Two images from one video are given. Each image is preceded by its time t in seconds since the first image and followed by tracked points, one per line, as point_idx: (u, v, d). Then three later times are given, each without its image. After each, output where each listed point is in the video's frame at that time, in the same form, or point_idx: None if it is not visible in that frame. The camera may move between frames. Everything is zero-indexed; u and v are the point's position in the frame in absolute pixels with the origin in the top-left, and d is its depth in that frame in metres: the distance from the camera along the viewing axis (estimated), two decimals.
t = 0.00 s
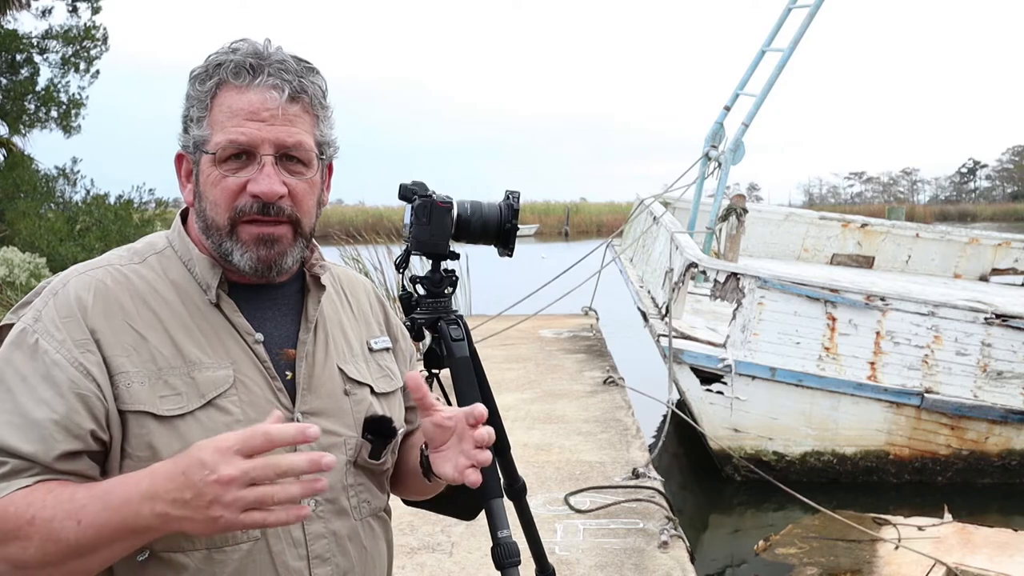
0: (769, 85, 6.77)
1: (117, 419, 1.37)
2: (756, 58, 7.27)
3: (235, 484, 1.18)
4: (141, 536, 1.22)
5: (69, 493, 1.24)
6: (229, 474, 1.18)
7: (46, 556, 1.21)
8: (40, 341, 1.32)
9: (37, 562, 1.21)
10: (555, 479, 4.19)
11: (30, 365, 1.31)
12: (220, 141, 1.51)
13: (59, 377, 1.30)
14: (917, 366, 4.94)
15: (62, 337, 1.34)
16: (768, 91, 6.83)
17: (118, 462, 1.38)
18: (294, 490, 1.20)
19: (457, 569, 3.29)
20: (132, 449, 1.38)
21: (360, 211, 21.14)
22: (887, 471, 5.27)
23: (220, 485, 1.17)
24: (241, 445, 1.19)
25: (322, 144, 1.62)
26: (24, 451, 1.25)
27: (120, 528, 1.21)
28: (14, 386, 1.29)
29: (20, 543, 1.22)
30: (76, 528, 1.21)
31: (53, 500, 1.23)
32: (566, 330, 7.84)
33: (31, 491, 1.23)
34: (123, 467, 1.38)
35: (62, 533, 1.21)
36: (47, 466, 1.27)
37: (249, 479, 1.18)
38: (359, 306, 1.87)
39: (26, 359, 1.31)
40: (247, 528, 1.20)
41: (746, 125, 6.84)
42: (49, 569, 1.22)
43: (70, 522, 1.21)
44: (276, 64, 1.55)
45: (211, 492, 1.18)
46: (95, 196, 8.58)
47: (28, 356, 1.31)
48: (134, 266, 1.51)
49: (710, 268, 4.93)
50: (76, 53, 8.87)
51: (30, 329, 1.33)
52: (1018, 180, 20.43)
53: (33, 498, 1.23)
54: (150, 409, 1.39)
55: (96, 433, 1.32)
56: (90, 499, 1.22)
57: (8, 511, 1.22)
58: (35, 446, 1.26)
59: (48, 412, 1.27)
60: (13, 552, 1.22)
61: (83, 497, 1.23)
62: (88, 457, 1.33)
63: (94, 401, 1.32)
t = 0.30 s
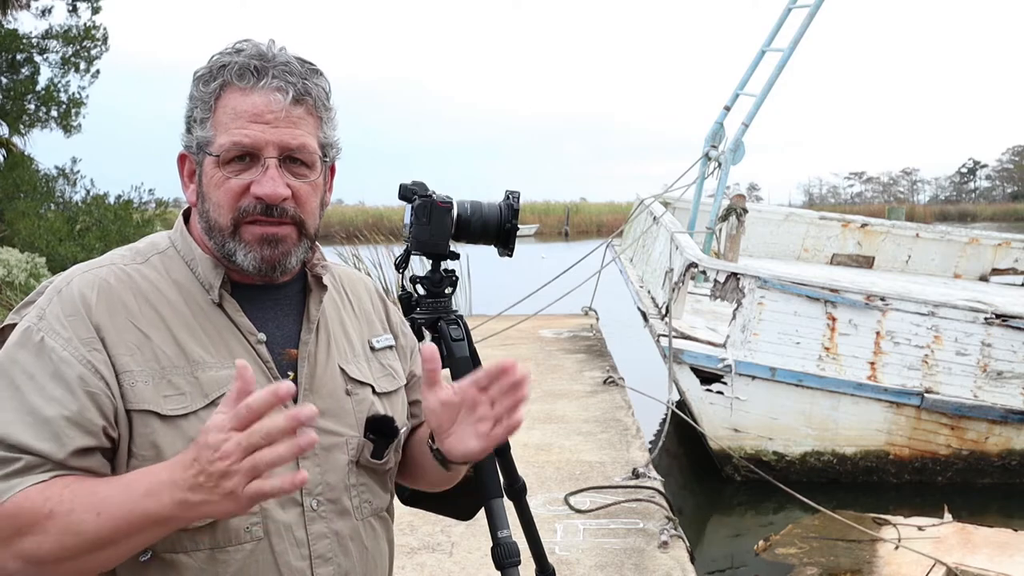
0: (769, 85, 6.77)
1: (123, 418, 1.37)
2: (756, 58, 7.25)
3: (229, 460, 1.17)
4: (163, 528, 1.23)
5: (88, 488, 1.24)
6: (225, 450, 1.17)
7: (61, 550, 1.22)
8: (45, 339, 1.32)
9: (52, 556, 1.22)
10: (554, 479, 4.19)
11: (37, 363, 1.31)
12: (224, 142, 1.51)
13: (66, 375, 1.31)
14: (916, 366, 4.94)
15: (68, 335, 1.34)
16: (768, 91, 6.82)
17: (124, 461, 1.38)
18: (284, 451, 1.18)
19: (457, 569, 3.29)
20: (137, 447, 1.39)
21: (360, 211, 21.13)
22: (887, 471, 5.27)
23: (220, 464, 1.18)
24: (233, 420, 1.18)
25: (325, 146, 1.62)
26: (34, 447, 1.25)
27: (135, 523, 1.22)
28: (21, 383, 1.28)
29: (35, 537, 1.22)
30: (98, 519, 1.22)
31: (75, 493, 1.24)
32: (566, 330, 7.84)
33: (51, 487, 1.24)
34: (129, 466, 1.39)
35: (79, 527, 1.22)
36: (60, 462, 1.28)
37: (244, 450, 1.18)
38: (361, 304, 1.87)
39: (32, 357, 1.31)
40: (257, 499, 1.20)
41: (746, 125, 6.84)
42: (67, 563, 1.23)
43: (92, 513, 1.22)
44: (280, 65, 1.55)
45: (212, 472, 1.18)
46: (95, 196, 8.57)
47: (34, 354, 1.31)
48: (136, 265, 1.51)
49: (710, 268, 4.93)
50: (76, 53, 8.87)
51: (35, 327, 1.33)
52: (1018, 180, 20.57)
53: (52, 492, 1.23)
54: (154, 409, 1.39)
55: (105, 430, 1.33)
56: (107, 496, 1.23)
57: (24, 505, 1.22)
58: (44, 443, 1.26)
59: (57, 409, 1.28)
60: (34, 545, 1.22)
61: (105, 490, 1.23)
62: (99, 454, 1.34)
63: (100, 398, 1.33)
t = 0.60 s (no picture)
0: (769, 85, 6.77)
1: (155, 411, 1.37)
2: (756, 58, 7.24)
3: (346, 444, 1.27)
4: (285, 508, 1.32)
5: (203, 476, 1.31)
6: (339, 436, 1.27)
7: (186, 536, 1.28)
8: (73, 330, 1.34)
9: (173, 543, 1.27)
10: (555, 479, 4.19)
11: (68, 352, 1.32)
12: (214, 140, 1.51)
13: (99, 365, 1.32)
14: (917, 366, 4.94)
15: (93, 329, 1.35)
16: (768, 91, 6.82)
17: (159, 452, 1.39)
18: (391, 434, 1.28)
19: (457, 569, 3.29)
20: (168, 440, 1.39)
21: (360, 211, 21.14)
22: (887, 471, 5.27)
23: (332, 450, 1.28)
24: (340, 407, 1.27)
25: (316, 142, 1.62)
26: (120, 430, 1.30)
27: (260, 503, 1.30)
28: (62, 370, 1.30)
29: (153, 525, 1.27)
30: (224, 504, 1.29)
31: (193, 480, 1.30)
32: (566, 330, 7.84)
33: (161, 478, 1.29)
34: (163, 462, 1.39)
35: (205, 513, 1.29)
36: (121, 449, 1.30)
37: (355, 434, 1.27)
38: (358, 298, 1.86)
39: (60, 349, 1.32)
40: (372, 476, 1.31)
41: (746, 125, 6.83)
42: (185, 547, 1.29)
43: (219, 498, 1.29)
44: (269, 62, 1.55)
45: (330, 456, 1.28)
46: (95, 196, 8.57)
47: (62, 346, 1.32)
48: (138, 266, 1.50)
49: (710, 268, 4.93)
50: (76, 54, 8.87)
51: (56, 322, 1.34)
52: (1018, 180, 20.59)
53: (169, 483, 1.29)
54: (175, 401, 1.39)
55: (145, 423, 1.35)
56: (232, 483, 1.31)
57: (143, 498, 1.27)
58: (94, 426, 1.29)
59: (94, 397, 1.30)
60: (150, 535, 1.27)
61: (225, 476, 1.31)
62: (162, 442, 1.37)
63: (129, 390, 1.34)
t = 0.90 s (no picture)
0: (769, 85, 6.77)
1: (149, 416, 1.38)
2: (756, 58, 7.24)
3: (351, 462, 1.30)
4: (276, 522, 1.34)
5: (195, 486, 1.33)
6: (345, 454, 1.31)
7: (176, 546, 1.29)
8: (67, 334, 1.34)
9: (164, 552, 1.29)
10: (555, 479, 4.19)
11: (63, 356, 1.33)
12: (214, 145, 1.51)
13: (93, 371, 1.32)
14: (917, 366, 4.94)
15: (88, 333, 1.35)
16: (768, 91, 6.82)
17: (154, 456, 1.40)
18: (398, 456, 1.32)
19: (457, 569, 3.29)
20: (163, 445, 1.40)
21: (360, 211, 21.14)
22: (887, 471, 5.27)
23: (334, 468, 1.31)
24: (349, 426, 1.31)
25: (316, 146, 1.62)
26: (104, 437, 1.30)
27: (251, 515, 1.32)
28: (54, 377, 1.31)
29: (144, 535, 1.28)
30: (216, 516, 1.31)
31: (184, 493, 1.31)
32: (566, 330, 7.84)
33: (154, 487, 1.30)
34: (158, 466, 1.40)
35: (195, 525, 1.30)
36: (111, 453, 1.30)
37: (361, 454, 1.31)
38: (359, 300, 1.86)
39: (55, 353, 1.32)
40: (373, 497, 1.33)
41: (746, 125, 6.83)
42: (174, 556, 1.30)
43: (211, 511, 1.31)
44: (269, 66, 1.54)
45: (334, 473, 1.31)
46: (95, 196, 8.56)
47: (57, 349, 1.33)
48: (136, 267, 1.50)
49: (710, 268, 4.93)
50: (77, 54, 8.88)
51: (52, 325, 1.34)
52: (1018, 180, 20.60)
53: (159, 493, 1.30)
54: (170, 406, 1.39)
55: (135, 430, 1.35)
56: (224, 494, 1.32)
57: (133, 508, 1.28)
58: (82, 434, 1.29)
59: (90, 402, 1.30)
60: (140, 543, 1.28)
61: (217, 490, 1.32)
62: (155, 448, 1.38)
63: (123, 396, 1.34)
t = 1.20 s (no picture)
0: (769, 85, 6.77)
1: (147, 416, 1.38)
2: (756, 58, 7.23)
3: (350, 460, 1.31)
4: (272, 522, 1.33)
5: (191, 485, 1.32)
6: (344, 452, 1.31)
7: (171, 545, 1.29)
8: (65, 334, 1.33)
9: (158, 552, 1.28)
10: (555, 479, 4.19)
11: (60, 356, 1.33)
12: (217, 146, 1.51)
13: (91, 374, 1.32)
14: (917, 367, 4.94)
15: (86, 333, 1.35)
16: (768, 91, 6.81)
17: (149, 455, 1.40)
18: (398, 455, 1.33)
19: (457, 569, 3.29)
20: (160, 445, 1.39)
21: (360, 211, 21.15)
22: (887, 471, 5.27)
23: (332, 467, 1.31)
24: (350, 424, 1.32)
25: (318, 146, 1.62)
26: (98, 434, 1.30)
27: (247, 515, 1.31)
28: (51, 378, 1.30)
29: (139, 534, 1.28)
30: (211, 515, 1.30)
31: (179, 492, 1.30)
32: (566, 330, 7.84)
33: (149, 486, 1.30)
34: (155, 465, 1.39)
35: (190, 524, 1.29)
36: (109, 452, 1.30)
37: (361, 452, 1.31)
38: (358, 301, 1.86)
39: (53, 353, 1.32)
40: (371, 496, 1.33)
41: (746, 125, 6.83)
42: (169, 556, 1.29)
43: (206, 511, 1.30)
44: (271, 67, 1.54)
45: (332, 471, 1.31)
46: (95, 196, 8.56)
47: (55, 349, 1.33)
48: (134, 267, 1.50)
49: (710, 268, 4.93)
50: (77, 54, 8.87)
51: (50, 325, 1.34)
52: (1018, 180, 20.64)
53: (155, 492, 1.29)
54: (168, 406, 1.39)
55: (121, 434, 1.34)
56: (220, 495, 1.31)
57: (128, 507, 1.28)
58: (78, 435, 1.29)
59: (90, 401, 1.30)
60: (134, 543, 1.28)
61: (212, 489, 1.32)
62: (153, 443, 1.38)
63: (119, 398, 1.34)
